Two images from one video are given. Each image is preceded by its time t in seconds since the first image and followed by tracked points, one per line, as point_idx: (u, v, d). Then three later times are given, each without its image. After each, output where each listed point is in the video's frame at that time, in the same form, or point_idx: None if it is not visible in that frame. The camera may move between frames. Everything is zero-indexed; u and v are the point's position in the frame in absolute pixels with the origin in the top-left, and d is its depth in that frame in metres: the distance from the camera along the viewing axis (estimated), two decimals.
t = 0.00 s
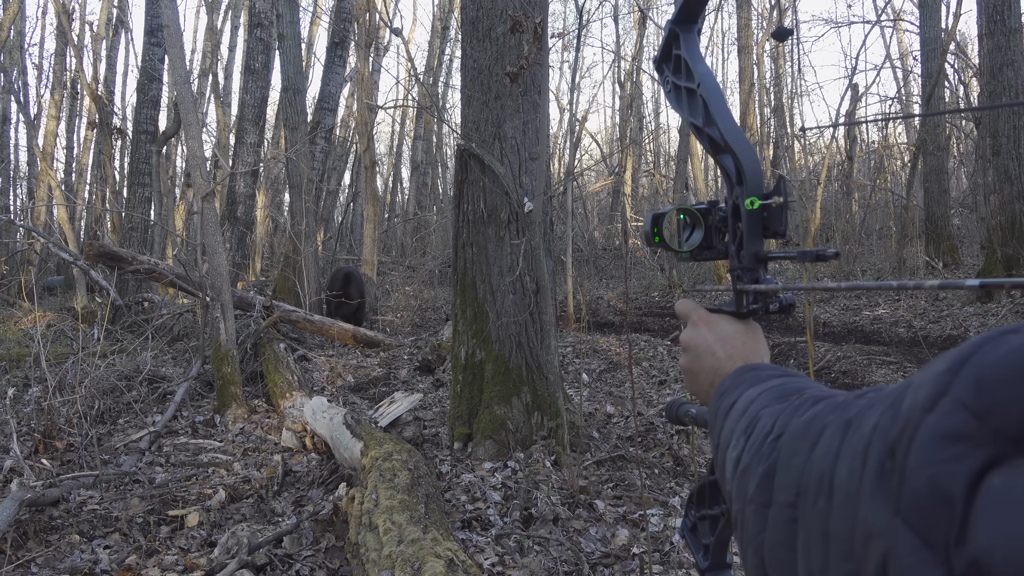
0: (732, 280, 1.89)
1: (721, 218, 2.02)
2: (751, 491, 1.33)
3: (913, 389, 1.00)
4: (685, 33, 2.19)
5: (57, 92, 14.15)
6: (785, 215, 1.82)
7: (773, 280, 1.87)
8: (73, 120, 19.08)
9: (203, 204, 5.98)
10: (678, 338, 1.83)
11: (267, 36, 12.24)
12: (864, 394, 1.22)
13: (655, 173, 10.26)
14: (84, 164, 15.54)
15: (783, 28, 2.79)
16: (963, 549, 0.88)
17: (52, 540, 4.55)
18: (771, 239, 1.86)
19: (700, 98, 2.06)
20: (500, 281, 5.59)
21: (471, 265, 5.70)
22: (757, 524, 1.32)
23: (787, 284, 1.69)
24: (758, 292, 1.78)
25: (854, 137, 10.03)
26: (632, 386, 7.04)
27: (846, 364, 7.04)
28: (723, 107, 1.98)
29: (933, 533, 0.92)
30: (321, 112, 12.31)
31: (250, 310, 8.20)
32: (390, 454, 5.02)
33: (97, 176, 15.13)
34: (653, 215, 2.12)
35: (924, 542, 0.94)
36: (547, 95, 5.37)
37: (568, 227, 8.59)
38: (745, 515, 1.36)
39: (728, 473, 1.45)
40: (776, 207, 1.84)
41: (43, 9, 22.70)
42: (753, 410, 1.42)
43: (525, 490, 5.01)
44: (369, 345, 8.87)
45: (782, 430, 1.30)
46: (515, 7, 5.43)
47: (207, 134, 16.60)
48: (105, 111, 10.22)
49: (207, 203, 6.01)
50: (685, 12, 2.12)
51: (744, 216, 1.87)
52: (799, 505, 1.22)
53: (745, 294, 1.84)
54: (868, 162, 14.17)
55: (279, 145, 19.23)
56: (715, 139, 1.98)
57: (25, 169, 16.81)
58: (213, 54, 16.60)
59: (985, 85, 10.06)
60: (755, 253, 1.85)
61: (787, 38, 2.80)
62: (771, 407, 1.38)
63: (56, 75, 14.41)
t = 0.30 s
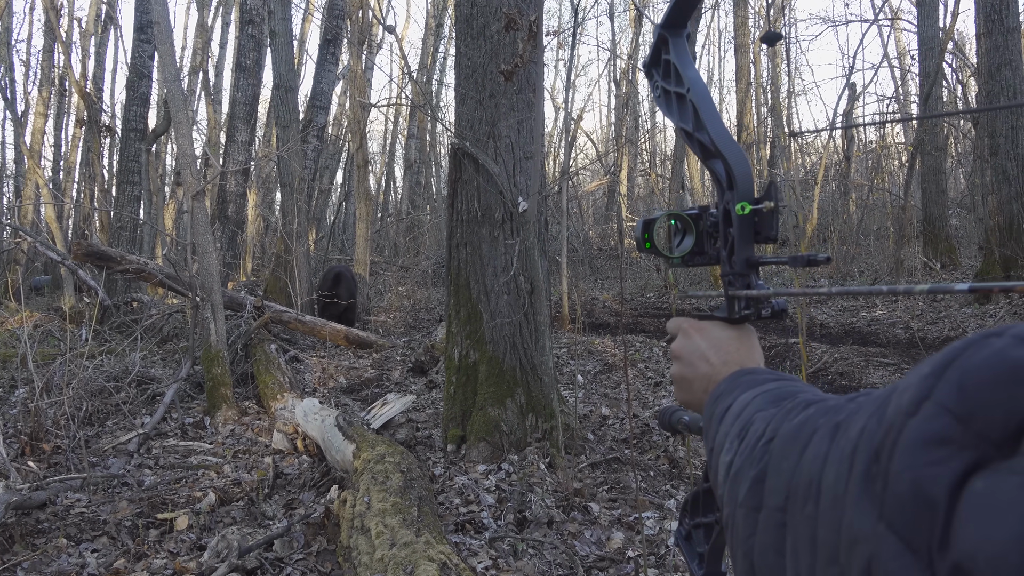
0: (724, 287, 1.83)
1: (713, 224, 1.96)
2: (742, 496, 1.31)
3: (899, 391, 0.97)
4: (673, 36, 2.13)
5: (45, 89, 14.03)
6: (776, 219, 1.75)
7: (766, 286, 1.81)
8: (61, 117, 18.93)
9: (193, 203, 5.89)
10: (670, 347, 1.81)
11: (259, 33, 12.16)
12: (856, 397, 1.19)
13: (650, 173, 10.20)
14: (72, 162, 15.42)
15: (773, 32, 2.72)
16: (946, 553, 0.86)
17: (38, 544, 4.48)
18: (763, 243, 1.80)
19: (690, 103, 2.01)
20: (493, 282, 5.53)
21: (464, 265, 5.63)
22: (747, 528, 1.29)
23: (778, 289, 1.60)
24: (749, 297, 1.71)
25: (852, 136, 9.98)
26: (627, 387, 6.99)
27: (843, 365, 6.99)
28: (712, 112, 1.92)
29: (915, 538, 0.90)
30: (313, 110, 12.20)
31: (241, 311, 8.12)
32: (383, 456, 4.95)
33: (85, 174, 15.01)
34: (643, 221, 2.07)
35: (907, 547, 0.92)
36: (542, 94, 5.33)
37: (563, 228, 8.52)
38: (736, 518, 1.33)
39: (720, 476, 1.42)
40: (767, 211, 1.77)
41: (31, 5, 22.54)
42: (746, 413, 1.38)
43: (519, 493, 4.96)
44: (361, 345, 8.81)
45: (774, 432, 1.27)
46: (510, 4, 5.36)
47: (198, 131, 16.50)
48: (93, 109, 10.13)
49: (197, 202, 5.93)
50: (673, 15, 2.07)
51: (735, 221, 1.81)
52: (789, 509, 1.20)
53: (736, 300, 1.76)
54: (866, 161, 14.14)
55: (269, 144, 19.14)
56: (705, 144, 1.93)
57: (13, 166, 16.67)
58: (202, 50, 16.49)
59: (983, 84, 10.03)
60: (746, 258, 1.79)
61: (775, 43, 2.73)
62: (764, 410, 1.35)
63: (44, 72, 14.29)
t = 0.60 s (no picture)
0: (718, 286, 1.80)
1: (707, 220, 1.92)
2: (736, 502, 1.23)
3: (899, 394, 0.92)
4: (660, 28, 2.10)
5: (20, 81, 13.70)
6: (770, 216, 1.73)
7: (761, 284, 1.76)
8: (37, 111, 18.53)
9: (174, 200, 5.68)
10: (664, 351, 1.73)
11: (243, 23, 11.92)
12: (856, 401, 1.12)
13: (650, 170, 9.99)
14: (47, 157, 15.08)
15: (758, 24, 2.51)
16: (946, 562, 0.79)
17: (11, 556, 4.26)
18: (757, 240, 1.77)
19: (678, 96, 1.95)
20: (487, 282, 5.31)
21: (457, 264, 5.42)
22: (742, 536, 1.21)
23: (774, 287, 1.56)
24: (747, 297, 1.68)
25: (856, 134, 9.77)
26: (625, 392, 6.77)
27: (850, 370, 6.80)
28: (701, 105, 1.88)
29: (914, 546, 0.84)
30: (300, 104, 11.98)
31: (223, 312, 7.92)
32: (371, 464, 4.73)
33: (60, 169, 14.68)
34: (636, 219, 2.04)
35: (905, 555, 0.85)
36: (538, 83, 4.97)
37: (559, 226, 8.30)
38: (730, 527, 1.25)
39: (714, 483, 1.34)
40: (760, 208, 1.75)
41: None
42: (742, 417, 1.31)
43: (513, 502, 4.75)
44: (349, 348, 8.62)
45: (770, 438, 1.20)
46: None
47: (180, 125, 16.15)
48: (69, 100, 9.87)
49: (179, 198, 5.72)
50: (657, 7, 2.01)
51: (728, 218, 1.78)
52: (785, 517, 1.12)
53: (733, 299, 1.72)
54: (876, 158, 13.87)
55: (255, 139, 18.84)
56: (694, 140, 1.88)
57: None
58: (184, 41, 16.17)
59: (995, 79, 9.81)
60: (741, 255, 1.75)
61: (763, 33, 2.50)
62: (760, 415, 1.27)
63: (21, 64, 13.96)
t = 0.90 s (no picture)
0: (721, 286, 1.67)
1: (711, 219, 1.76)
2: (726, 517, 1.20)
3: (896, 403, 0.89)
4: (668, 18, 1.94)
5: None
6: (777, 214, 1.59)
7: (766, 285, 1.64)
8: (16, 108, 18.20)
9: (156, 198, 5.50)
10: (662, 355, 1.63)
11: (227, 14, 11.77)
12: (849, 412, 1.10)
13: (652, 166, 9.79)
14: (24, 154, 14.80)
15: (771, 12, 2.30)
16: None
17: None
18: (763, 241, 1.63)
19: (685, 88, 1.81)
20: (482, 283, 5.10)
21: (451, 264, 5.19)
22: (732, 553, 1.18)
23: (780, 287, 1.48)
24: (751, 298, 1.56)
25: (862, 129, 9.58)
26: (627, 397, 6.56)
27: (860, 373, 6.62)
28: (710, 98, 1.73)
29: (917, 558, 0.81)
30: (287, 97, 11.88)
31: (208, 315, 7.72)
32: (362, 472, 4.52)
33: (37, 166, 14.41)
34: (637, 216, 1.88)
35: (907, 568, 0.83)
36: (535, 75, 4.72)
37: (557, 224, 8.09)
38: (720, 542, 1.23)
39: (705, 497, 1.31)
40: (768, 206, 1.60)
41: None
42: (734, 429, 1.28)
43: (511, 512, 4.54)
44: (339, 352, 8.42)
45: (761, 451, 1.17)
46: None
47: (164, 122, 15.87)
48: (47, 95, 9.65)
49: (161, 196, 5.56)
50: None
51: (734, 217, 1.64)
52: (777, 531, 1.09)
53: (736, 301, 1.61)
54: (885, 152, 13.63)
55: (242, 135, 18.55)
56: (702, 134, 1.74)
57: None
58: (167, 34, 15.91)
59: (1009, 70, 9.59)
60: (746, 256, 1.62)
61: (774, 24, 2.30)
62: (751, 427, 1.24)
63: None
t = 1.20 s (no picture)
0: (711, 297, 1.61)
1: (701, 229, 1.69)
2: (700, 528, 1.15)
3: (877, 410, 0.88)
4: (658, 26, 1.88)
5: None
6: (768, 226, 1.53)
7: (758, 296, 1.59)
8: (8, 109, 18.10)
9: (149, 199, 5.44)
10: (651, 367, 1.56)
11: (220, 12, 11.69)
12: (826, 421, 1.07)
13: (652, 166, 9.72)
14: (15, 155, 14.69)
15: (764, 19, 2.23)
16: None
17: None
18: (756, 251, 1.57)
19: (675, 97, 1.76)
20: (480, 284, 5.03)
21: (448, 265, 5.12)
22: (705, 564, 1.14)
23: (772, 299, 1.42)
24: (742, 309, 1.50)
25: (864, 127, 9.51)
26: (627, 400, 6.50)
27: (863, 375, 6.56)
28: (700, 107, 1.68)
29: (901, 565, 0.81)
30: (282, 96, 11.82)
31: (201, 317, 7.66)
32: (358, 477, 4.45)
33: (27, 166, 14.30)
34: (628, 225, 1.82)
35: None
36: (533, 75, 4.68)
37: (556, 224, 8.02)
38: (695, 553, 1.17)
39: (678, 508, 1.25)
40: (759, 216, 1.54)
41: None
42: (711, 440, 1.21)
43: (509, 517, 4.47)
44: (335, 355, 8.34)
45: (736, 460, 1.12)
46: None
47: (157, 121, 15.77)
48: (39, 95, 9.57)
49: (154, 197, 5.50)
50: None
51: (724, 226, 1.58)
52: (752, 541, 1.05)
53: (726, 311, 1.54)
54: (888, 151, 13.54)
55: (236, 135, 18.44)
56: (693, 143, 1.69)
57: None
58: (160, 32, 15.81)
59: (1013, 68, 9.51)
60: (737, 267, 1.56)
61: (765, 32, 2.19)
62: (728, 436, 1.19)
63: None
